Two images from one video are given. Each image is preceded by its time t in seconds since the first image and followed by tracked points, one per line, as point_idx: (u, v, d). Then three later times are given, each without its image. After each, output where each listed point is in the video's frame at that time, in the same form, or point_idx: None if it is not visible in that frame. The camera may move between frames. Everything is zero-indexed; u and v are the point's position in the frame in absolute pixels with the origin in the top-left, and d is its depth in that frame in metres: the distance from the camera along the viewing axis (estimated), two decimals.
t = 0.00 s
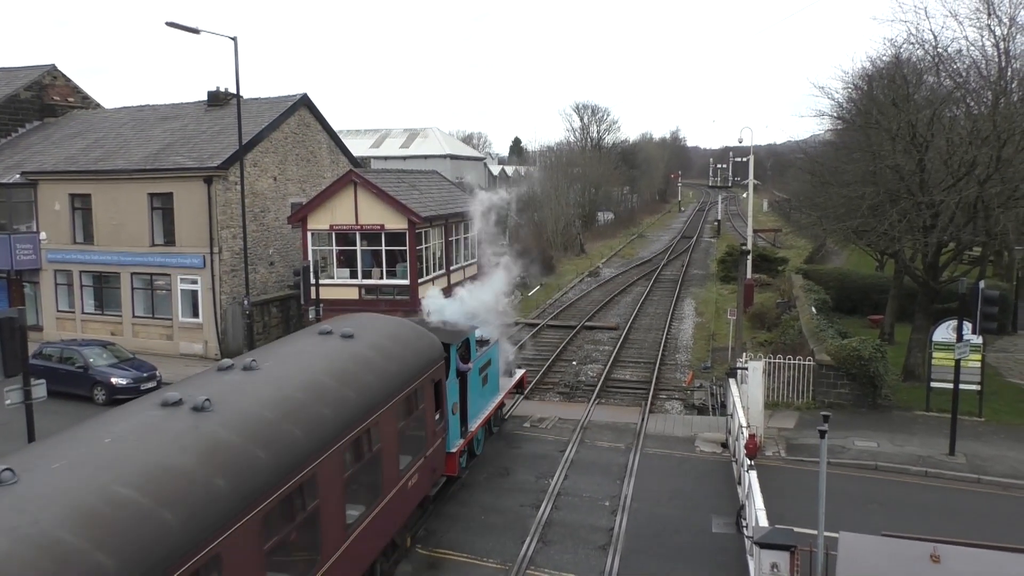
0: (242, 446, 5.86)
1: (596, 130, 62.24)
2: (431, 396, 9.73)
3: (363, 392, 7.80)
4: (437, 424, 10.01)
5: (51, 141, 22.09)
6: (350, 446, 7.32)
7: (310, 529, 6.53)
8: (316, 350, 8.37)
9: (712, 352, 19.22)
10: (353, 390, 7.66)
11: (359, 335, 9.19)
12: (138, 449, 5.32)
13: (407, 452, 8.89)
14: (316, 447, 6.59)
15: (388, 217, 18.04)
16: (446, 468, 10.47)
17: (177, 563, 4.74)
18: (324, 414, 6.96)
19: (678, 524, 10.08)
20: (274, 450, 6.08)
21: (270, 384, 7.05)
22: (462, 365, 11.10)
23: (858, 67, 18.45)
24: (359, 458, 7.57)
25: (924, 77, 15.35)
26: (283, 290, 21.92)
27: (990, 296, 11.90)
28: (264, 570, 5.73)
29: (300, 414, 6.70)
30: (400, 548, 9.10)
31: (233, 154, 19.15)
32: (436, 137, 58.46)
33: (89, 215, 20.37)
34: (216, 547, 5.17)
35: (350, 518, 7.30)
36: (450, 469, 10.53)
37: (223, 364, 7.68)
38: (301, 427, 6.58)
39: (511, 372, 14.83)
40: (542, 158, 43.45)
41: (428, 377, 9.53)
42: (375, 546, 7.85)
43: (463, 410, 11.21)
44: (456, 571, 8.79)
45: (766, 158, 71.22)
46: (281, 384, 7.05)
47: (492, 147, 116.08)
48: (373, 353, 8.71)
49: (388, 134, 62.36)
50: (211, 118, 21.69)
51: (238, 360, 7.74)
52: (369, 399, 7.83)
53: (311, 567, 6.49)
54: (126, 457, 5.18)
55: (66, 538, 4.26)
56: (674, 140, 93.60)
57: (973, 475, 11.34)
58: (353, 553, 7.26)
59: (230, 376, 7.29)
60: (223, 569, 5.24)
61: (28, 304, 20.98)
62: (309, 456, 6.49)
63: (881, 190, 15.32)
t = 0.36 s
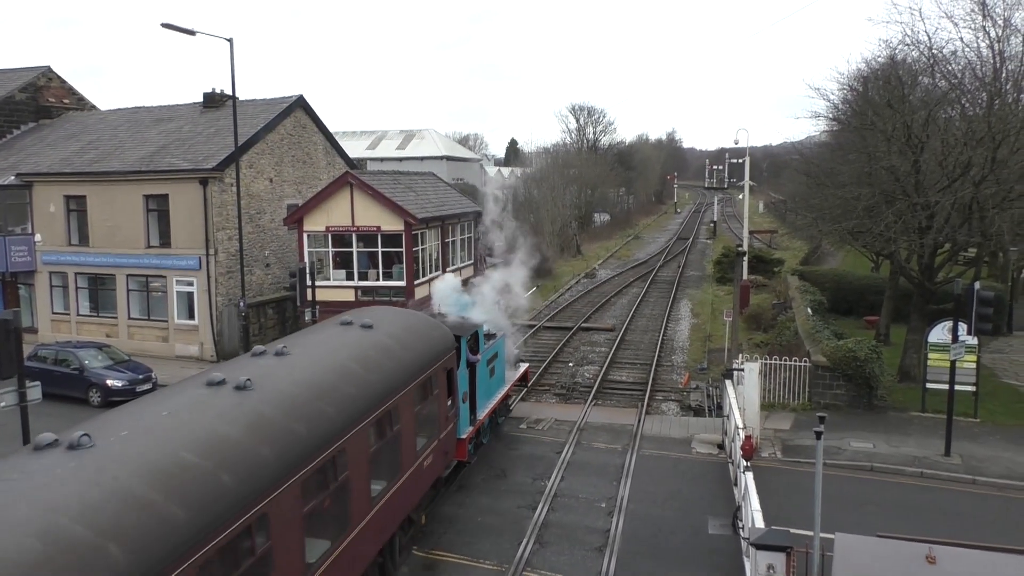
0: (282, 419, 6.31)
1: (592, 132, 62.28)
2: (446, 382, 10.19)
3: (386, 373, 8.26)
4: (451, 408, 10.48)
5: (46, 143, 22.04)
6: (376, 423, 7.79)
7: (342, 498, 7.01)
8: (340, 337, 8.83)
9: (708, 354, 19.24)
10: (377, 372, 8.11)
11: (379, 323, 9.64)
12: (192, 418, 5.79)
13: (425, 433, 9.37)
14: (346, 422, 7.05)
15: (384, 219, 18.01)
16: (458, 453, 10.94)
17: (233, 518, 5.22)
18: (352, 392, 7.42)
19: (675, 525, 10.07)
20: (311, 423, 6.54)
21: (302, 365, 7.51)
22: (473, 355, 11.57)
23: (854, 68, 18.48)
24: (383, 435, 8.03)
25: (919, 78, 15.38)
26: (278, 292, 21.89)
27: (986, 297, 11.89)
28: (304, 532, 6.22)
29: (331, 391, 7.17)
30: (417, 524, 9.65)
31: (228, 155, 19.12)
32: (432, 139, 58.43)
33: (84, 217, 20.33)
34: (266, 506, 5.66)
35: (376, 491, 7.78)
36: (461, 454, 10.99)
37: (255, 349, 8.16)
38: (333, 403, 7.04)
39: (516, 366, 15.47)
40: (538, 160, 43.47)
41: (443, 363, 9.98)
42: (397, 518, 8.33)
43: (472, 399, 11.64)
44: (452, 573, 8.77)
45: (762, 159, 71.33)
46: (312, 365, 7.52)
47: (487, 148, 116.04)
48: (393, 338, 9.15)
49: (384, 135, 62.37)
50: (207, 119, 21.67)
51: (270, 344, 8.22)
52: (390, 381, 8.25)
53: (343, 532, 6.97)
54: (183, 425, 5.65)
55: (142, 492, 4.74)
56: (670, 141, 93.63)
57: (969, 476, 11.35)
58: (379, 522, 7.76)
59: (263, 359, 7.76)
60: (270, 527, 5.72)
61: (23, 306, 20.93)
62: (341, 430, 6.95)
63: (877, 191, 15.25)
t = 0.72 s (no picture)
0: (317, 399, 6.93)
1: (589, 133, 62.30)
2: (459, 371, 10.80)
3: (406, 360, 8.84)
4: (464, 396, 11.11)
5: (42, 146, 22.02)
6: (398, 405, 8.42)
7: (369, 473, 7.66)
8: (361, 328, 9.41)
9: (706, 355, 19.26)
10: (397, 360, 8.68)
11: (396, 316, 10.22)
12: (239, 397, 6.42)
13: (441, 418, 10.00)
14: (372, 404, 7.67)
15: (381, 221, 18.02)
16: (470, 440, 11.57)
17: (279, 484, 5.87)
18: (378, 377, 8.04)
19: (673, 527, 10.07)
20: (342, 404, 7.16)
21: (331, 352, 8.12)
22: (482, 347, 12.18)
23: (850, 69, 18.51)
24: (405, 417, 8.66)
25: (915, 78, 15.42)
26: (276, 294, 21.87)
27: (983, 297, 11.89)
28: (338, 501, 6.88)
29: (359, 375, 7.79)
30: (433, 503, 10.36)
31: (225, 158, 19.11)
32: (429, 140, 58.45)
33: (81, 220, 20.32)
34: (306, 474, 6.32)
35: (399, 468, 8.45)
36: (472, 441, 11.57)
37: (285, 339, 8.77)
38: (361, 385, 7.67)
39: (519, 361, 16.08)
40: (535, 161, 43.48)
41: (457, 353, 10.57)
42: (417, 494, 9.01)
43: (481, 390, 12.23)
44: None
45: (759, 160, 71.40)
46: (339, 352, 8.13)
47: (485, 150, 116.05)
48: (410, 329, 9.73)
49: (382, 137, 62.39)
50: (204, 122, 21.67)
51: (299, 334, 8.84)
52: (409, 368, 8.82)
53: (370, 505, 7.61)
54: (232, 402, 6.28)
55: (204, 458, 5.37)
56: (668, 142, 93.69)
57: (966, 476, 11.36)
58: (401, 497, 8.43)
59: (294, 347, 8.37)
60: (310, 495, 6.37)
61: (20, 310, 20.92)
62: (368, 411, 7.58)
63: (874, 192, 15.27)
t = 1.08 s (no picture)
0: (348, 380, 7.55)
1: (587, 134, 62.29)
2: (471, 360, 11.41)
3: (423, 349, 9.44)
4: (475, 384, 11.73)
5: (40, 149, 22.00)
6: (418, 389, 9.04)
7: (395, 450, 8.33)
8: (381, 319, 10.01)
9: (704, 355, 19.27)
10: (416, 348, 9.29)
11: (412, 308, 10.83)
12: (279, 377, 7.03)
13: (455, 403, 10.63)
14: (395, 387, 8.29)
15: (380, 222, 18.02)
16: (480, 427, 12.21)
17: (318, 454, 6.47)
18: (399, 363, 8.66)
19: (674, 527, 10.07)
20: (369, 385, 7.77)
21: (356, 340, 8.72)
22: (489, 341, 12.82)
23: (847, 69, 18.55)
24: (424, 400, 9.32)
25: (912, 78, 15.43)
26: (274, 297, 21.85)
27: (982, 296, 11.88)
28: (368, 473, 7.55)
29: (383, 360, 8.40)
30: (447, 485, 10.97)
31: (223, 160, 19.11)
32: (427, 142, 58.43)
33: (79, 223, 20.30)
34: (341, 446, 6.95)
35: (418, 448, 9.08)
36: (483, 428, 12.20)
37: (311, 329, 9.37)
38: (384, 369, 8.28)
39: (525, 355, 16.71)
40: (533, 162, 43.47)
41: (469, 343, 11.20)
42: (433, 474, 9.62)
43: (490, 380, 12.88)
44: None
45: (757, 160, 71.47)
46: (363, 340, 8.73)
47: (482, 151, 116.00)
48: (425, 320, 10.35)
49: (380, 138, 62.41)
50: (201, 124, 21.66)
51: (324, 324, 9.43)
52: (426, 357, 9.42)
53: (394, 480, 8.24)
54: (273, 382, 6.88)
55: (253, 428, 5.96)
56: (666, 142, 93.72)
57: (965, 475, 11.38)
58: (421, 475, 9.08)
59: (320, 335, 8.98)
60: (343, 466, 7.00)
61: (18, 313, 20.89)
62: (392, 393, 8.22)
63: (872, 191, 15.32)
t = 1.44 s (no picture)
0: (373, 365, 8.31)
1: (585, 133, 62.25)
2: (480, 352, 12.14)
3: (437, 340, 10.16)
4: (485, 374, 12.47)
5: (38, 152, 22.00)
6: (434, 377, 9.79)
7: (414, 431, 9.09)
8: (398, 312, 10.80)
9: (704, 354, 19.26)
10: (432, 339, 10.05)
11: (426, 302, 11.60)
12: (313, 363, 7.77)
13: (466, 392, 11.37)
14: (414, 374, 9.02)
15: (379, 224, 18.02)
16: (489, 414, 12.94)
17: (349, 431, 7.20)
18: (418, 352, 9.41)
19: (674, 526, 10.08)
20: (392, 372, 8.51)
21: (376, 331, 9.44)
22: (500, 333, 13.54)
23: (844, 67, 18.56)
24: (440, 387, 10.09)
25: (910, 76, 15.42)
26: (273, 299, 21.85)
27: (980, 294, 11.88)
28: (391, 451, 8.30)
29: (403, 350, 9.14)
30: (461, 468, 11.71)
31: (222, 162, 19.11)
32: (426, 142, 58.39)
33: (78, 226, 20.30)
34: (369, 425, 7.71)
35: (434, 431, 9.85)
36: (492, 416, 12.91)
37: (335, 321, 10.16)
38: (405, 357, 9.04)
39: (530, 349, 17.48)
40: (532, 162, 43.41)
41: (479, 335, 11.97)
42: (449, 456, 10.39)
43: (498, 372, 13.54)
44: None
45: (755, 159, 71.38)
46: (383, 331, 9.46)
47: (481, 152, 116.02)
48: (439, 313, 11.12)
49: (378, 140, 62.39)
50: (199, 127, 21.65)
51: (345, 317, 10.16)
52: (441, 347, 10.16)
53: (414, 458, 9.00)
54: (308, 367, 7.61)
55: (294, 406, 6.66)
56: (664, 141, 93.72)
57: (965, 473, 11.38)
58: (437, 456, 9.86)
59: (344, 327, 9.76)
60: (370, 443, 7.77)
61: (17, 316, 20.89)
62: (411, 380, 8.96)
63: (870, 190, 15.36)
